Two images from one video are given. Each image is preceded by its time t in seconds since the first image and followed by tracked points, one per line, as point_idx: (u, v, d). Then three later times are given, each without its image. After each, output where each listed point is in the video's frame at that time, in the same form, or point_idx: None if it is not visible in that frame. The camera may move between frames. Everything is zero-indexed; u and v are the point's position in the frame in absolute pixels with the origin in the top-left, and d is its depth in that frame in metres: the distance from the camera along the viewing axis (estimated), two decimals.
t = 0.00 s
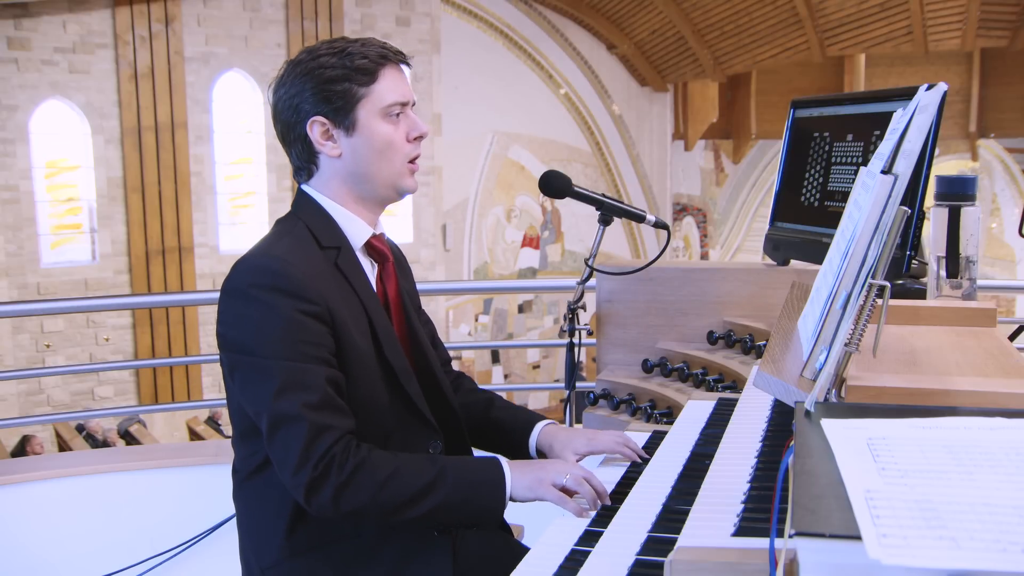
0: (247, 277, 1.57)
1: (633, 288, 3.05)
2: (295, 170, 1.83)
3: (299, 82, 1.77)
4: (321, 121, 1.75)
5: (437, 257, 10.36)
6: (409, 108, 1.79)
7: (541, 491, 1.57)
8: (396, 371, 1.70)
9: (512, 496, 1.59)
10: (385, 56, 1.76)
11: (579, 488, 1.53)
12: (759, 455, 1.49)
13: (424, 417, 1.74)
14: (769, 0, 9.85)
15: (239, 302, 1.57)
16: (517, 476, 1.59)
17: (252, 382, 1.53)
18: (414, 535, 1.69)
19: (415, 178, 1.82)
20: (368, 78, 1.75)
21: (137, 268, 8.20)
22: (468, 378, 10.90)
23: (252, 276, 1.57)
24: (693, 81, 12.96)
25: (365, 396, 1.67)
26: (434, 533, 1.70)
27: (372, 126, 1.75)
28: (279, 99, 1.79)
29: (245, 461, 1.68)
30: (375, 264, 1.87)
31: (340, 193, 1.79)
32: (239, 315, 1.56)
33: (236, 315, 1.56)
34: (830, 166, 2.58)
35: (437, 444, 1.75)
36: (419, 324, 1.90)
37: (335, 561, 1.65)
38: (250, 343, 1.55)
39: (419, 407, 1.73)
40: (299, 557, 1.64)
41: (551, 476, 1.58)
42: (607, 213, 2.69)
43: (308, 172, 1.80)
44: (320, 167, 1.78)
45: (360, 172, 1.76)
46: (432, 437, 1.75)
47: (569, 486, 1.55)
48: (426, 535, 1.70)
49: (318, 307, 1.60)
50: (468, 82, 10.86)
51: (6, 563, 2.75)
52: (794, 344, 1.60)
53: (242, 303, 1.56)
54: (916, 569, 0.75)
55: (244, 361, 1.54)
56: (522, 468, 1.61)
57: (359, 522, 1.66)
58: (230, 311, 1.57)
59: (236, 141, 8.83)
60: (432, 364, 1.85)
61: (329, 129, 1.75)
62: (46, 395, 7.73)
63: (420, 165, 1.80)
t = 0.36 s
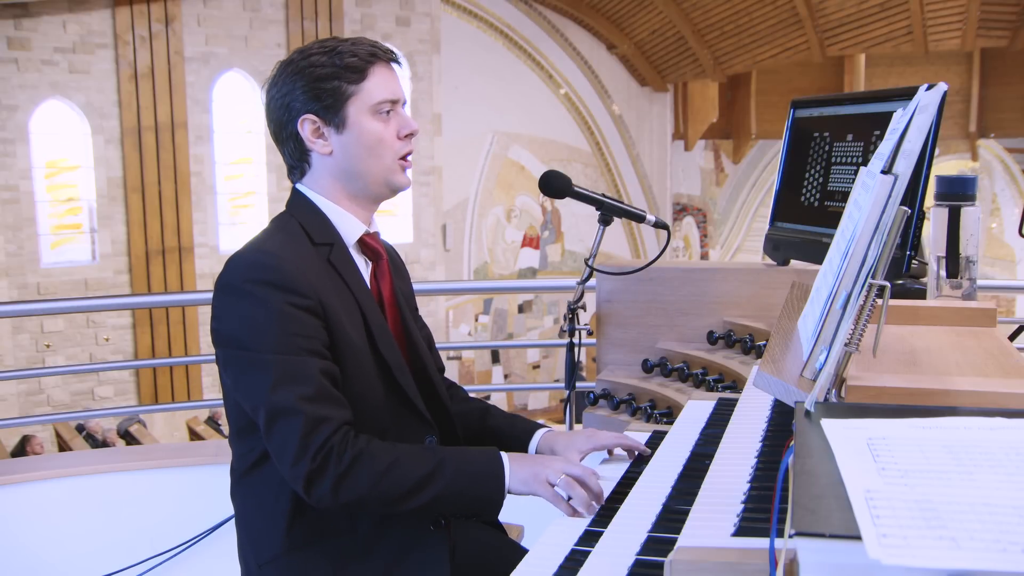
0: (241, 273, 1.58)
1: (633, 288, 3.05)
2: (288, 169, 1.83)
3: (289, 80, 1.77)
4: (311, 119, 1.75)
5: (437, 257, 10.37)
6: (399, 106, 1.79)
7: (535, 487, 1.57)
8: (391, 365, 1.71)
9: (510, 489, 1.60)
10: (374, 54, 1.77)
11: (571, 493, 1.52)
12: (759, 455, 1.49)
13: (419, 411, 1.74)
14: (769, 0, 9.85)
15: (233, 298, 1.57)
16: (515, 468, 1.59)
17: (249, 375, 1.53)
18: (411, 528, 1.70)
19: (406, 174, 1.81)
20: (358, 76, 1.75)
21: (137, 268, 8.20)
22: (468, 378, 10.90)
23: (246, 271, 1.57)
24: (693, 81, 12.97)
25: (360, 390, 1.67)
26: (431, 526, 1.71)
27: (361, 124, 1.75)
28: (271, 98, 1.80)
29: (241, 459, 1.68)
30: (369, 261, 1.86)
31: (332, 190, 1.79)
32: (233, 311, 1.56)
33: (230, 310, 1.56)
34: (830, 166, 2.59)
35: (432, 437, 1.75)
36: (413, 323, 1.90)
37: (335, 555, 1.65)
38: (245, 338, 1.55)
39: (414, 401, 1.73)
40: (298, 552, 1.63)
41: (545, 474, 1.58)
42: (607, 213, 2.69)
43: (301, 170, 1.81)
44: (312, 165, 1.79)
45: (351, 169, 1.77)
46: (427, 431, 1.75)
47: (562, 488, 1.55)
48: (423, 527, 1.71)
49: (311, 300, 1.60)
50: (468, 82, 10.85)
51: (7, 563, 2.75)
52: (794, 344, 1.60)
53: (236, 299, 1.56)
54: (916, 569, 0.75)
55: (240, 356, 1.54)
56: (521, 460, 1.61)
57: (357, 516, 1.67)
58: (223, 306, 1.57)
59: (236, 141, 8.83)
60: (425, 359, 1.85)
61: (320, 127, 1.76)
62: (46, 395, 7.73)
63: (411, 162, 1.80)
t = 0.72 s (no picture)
0: (237, 272, 1.58)
1: (632, 288, 3.06)
2: (285, 169, 1.83)
3: (286, 81, 1.77)
4: (307, 119, 1.75)
5: (437, 257, 10.37)
6: (395, 106, 1.79)
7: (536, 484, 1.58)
8: (389, 363, 1.71)
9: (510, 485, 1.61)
10: (371, 54, 1.77)
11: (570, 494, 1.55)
12: (759, 455, 1.49)
13: (417, 409, 1.74)
14: (769, 0, 9.85)
15: (230, 297, 1.57)
16: (516, 463, 1.60)
17: (246, 375, 1.53)
18: (410, 525, 1.70)
19: (402, 174, 1.81)
20: (353, 76, 1.75)
21: (137, 268, 8.20)
22: (468, 379, 10.90)
23: (242, 271, 1.58)
24: (693, 81, 12.96)
25: (358, 388, 1.67)
26: (430, 524, 1.70)
27: (357, 124, 1.75)
28: (268, 98, 1.80)
29: (240, 458, 1.68)
30: (366, 260, 1.86)
31: (328, 190, 1.79)
32: (229, 311, 1.56)
33: (227, 310, 1.57)
34: (830, 166, 2.59)
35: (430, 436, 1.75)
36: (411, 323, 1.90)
37: (335, 553, 1.65)
38: (241, 338, 1.55)
39: (412, 400, 1.73)
40: (297, 551, 1.63)
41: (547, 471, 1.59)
42: (607, 213, 2.69)
43: (298, 170, 1.81)
44: (308, 165, 1.79)
45: (347, 169, 1.76)
46: (425, 429, 1.75)
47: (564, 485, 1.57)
48: (421, 525, 1.70)
49: (307, 299, 1.60)
50: (468, 82, 10.85)
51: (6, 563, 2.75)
52: (794, 344, 1.60)
53: (231, 299, 1.57)
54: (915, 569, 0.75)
55: (236, 356, 1.54)
56: (523, 455, 1.62)
57: (356, 514, 1.67)
58: (220, 306, 1.58)
59: (236, 141, 8.83)
60: (422, 358, 1.85)
61: (315, 127, 1.76)
62: (46, 395, 7.73)
63: (407, 162, 1.80)
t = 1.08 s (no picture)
0: (240, 274, 1.57)
1: (632, 288, 3.06)
2: (287, 168, 1.84)
3: (289, 80, 1.77)
4: (310, 119, 1.76)
5: (437, 257, 10.38)
6: (399, 106, 1.79)
7: (540, 477, 1.56)
8: (391, 363, 1.71)
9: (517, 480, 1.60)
10: (374, 54, 1.77)
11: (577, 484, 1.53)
12: (759, 455, 1.49)
13: (420, 410, 1.74)
14: (769, 0, 9.85)
15: (234, 299, 1.57)
16: (523, 459, 1.59)
17: (252, 375, 1.53)
18: (412, 524, 1.70)
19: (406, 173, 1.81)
20: (357, 76, 1.75)
21: (137, 268, 8.20)
22: (468, 379, 10.90)
23: (246, 273, 1.57)
24: (693, 81, 12.96)
25: (363, 389, 1.67)
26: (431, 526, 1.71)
27: (360, 124, 1.75)
28: (270, 97, 1.80)
29: (241, 459, 1.68)
30: (368, 260, 1.86)
31: (330, 189, 1.79)
32: (234, 312, 1.56)
33: (231, 311, 1.56)
34: (830, 166, 2.59)
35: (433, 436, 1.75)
36: (413, 322, 1.90)
37: (338, 552, 1.65)
38: (247, 339, 1.55)
39: (415, 401, 1.73)
40: (302, 550, 1.63)
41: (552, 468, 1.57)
42: (607, 213, 2.69)
43: (300, 170, 1.81)
44: (311, 165, 1.79)
45: (349, 169, 1.77)
46: (428, 429, 1.75)
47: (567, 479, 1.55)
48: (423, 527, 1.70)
49: (312, 300, 1.60)
50: (468, 82, 10.86)
51: (6, 563, 2.75)
52: (794, 344, 1.60)
53: (237, 300, 1.56)
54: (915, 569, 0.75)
55: (242, 357, 1.54)
56: (530, 452, 1.60)
57: (358, 513, 1.67)
58: (223, 307, 1.57)
59: (236, 141, 8.83)
60: (425, 358, 1.85)
61: (318, 127, 1.76)
62: (46, 395, 7.73)
63: (411, 162, 1.80)
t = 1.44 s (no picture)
0: (255, 275, 1.58)
1: (632, 288, 3.05)
2: (307, 168, 1.83)
3: (315, 81, 1.77)
4: (336, 121, 1.75)
5: (437, 257, 10.39)
6: (425, 110, 1.80)
7: (536, 486, 1.56)
8: (400, 372, 1.71)
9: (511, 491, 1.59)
10: (402, 58, 1.77)
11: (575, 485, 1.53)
12: (759, 455, 1.49)
13: (425, 420, 1.74)
14: (769, 0, 9.84)
15: (246, 299, 1.57)
16: (516, 469, 1.58)
17: (255, 381, 1.53)
18: (410, 534, 1.70)
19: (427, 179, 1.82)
20: (385, 79, 1.75)
21: (137, 268, 8.20)
22: (468, 379, 10.90)
23: (259, 274, 1.57)
24: (692, 81, 12.95)
25: (370, 396, 1.67)
26: (431, 536, 1.71)
27: (387, 128, 1.75)
28: (294, 96, 1.80)
29: (244, 459, 1.69)
30: (383, 264, 1.86)
31: (353, 192, 1.79)
32: (245, 312, 1.56)
33: (243, 311, 1.57)
34: (830, 166, 2.59)
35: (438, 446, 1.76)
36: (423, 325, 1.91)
37: (334, 559, 1.66)
38: (254, 343, 1.55)
39: (421, 411, 1.74)
40: (297, 554, 1.64)
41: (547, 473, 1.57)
42: (607, 213, 2.69)
43: (321, 171, 1.81)
44: (334, 166, 1.79)
45: (374, 172, 1.77)
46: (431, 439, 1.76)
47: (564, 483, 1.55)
48: (423, 536, 1.70)
49: (324, 306, 1.60)
50: (468, 82, 10.86)
51: (6, 563, 2.75)
52: (794, 344, 1.60)
53: (249, 301, 1.56)
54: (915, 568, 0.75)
55: (247, 361, 1.54)
56: (522, 461, 1.60)
57: (357, 521, 1.67)
58: (234, 307, 1.58)
59: (236, 141, 8.83)
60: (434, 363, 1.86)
61: (344, 129, 1.76)
62: (46, 395, 7.73)
63: (432, 167, 1.80)
